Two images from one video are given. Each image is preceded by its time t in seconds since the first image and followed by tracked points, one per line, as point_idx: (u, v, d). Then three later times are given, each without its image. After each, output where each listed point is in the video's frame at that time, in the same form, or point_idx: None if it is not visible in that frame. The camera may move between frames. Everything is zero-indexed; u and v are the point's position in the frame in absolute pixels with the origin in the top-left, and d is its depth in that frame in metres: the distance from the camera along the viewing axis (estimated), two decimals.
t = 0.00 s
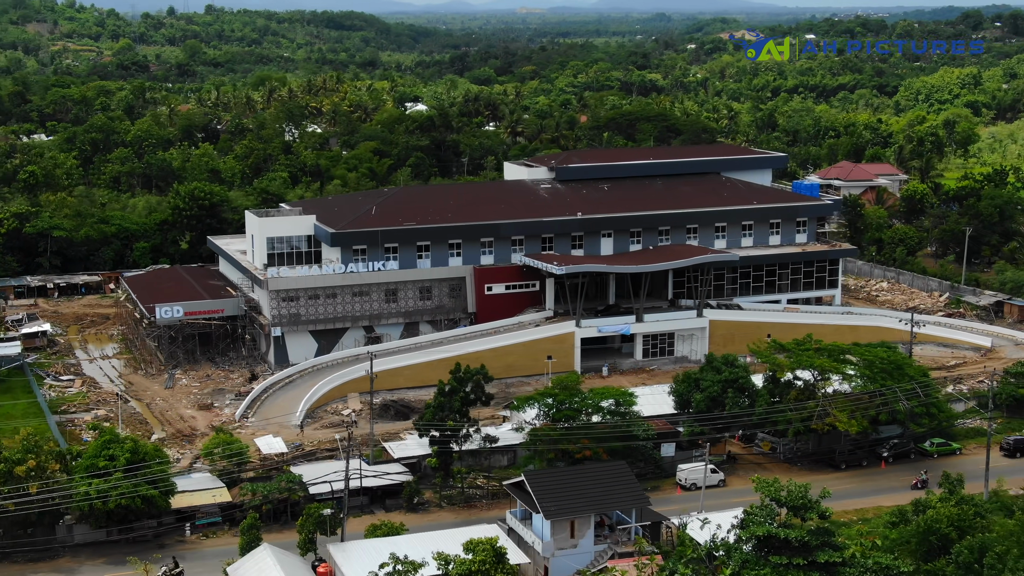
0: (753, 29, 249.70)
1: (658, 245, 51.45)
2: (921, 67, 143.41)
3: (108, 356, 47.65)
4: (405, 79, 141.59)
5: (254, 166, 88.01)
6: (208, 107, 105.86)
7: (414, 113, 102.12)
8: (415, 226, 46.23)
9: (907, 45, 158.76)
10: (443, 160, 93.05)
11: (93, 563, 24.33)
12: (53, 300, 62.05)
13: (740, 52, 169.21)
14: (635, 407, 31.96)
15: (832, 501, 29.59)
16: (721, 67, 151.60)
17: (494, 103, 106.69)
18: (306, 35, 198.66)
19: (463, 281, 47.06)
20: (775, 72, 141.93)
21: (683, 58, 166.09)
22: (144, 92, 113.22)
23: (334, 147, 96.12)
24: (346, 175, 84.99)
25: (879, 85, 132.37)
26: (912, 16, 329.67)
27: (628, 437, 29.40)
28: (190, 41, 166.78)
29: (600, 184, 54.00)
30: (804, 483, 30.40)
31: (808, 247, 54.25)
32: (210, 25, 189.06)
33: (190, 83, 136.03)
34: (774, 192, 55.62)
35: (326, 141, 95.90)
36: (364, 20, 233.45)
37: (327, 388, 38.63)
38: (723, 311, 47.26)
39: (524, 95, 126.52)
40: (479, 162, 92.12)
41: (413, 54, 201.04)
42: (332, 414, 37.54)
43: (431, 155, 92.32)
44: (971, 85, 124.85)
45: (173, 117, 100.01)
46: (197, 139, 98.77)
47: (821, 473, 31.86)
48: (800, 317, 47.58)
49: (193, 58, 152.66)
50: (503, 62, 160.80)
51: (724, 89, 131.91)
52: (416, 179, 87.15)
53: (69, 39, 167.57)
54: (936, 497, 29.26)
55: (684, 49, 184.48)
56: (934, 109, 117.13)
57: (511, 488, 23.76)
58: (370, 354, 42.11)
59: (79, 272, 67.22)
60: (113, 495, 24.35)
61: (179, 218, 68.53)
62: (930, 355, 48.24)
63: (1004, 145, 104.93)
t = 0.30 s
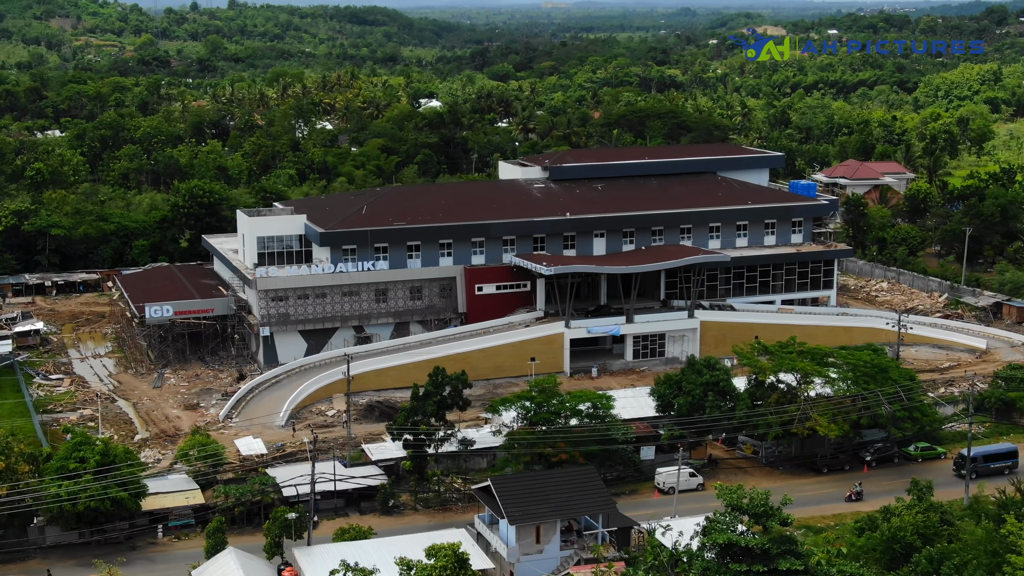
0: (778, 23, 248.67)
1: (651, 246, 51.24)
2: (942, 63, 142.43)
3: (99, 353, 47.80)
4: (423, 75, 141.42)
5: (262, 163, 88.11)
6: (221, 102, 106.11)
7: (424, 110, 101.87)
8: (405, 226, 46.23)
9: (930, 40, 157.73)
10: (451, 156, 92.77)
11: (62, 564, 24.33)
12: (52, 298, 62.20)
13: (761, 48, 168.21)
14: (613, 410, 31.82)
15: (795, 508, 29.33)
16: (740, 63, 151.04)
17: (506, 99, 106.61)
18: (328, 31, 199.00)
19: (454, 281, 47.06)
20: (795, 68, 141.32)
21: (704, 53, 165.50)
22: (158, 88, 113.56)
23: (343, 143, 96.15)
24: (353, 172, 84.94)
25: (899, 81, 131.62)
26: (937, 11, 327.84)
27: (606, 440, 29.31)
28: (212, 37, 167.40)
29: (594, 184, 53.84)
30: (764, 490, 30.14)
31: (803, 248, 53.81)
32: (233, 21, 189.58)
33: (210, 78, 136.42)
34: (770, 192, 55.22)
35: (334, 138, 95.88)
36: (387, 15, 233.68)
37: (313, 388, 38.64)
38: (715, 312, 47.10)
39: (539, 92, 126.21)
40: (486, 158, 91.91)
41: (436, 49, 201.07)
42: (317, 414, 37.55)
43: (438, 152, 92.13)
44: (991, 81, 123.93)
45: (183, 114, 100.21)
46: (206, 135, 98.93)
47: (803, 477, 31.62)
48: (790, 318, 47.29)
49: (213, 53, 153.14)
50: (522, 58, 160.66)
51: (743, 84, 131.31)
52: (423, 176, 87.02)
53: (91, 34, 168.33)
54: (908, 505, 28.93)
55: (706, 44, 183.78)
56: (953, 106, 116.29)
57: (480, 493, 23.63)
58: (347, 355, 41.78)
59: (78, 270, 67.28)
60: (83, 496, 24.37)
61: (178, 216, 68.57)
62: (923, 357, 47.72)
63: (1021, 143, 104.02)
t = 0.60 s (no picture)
0: (809, 18, 247.17)
1: (648, 246, 51.02)
2: (970, 59, 141.28)
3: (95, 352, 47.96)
4: (446, 71, 141.33)
5: (275, 160, 88.30)
6: (240, 98, 106.44)
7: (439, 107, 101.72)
8: (398, 226, 46.24)
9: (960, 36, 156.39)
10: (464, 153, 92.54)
11: (32, 565, 24.35)
12: (53, 296, 62.46)
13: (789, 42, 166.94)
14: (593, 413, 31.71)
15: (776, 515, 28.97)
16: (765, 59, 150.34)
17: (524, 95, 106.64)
18: (356, 26, 199.62)
19: (448, 281, 47.09)
20: (820, 64, 140.53)
21: (730, 47, 164.79)
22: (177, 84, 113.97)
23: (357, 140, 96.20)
24: (365, 170, 84.90)
25: (926, 77, 130.66)
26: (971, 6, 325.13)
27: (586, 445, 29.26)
28: (239, 32, 168.19)
29: (591, 184, 53.67)
30: (730, 498, 29.62)
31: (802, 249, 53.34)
32: (261, 15, 190.32)
33: (236, 74, 137.07)
34: (770, 192, 54.78)
35: (348, 134, 95.93)
36: (415, 10, 233.95)
37: (302, 389, 38.66)
38: (710, 313, 46.94)
39: (560, 88, 125.88)
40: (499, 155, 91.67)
41: (463, 44, 201.13)
42: (305, 416, 37.62)
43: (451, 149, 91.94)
44: (1018, 78, 122.78)
45: (198, 110, 100.50)
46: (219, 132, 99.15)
47: (786, 482, 31.39)
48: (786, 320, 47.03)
49: (240, 48, 153.87)
50: (547, 53, 160.47)
51: (768, 79, 130.56)
52: (435, 173, 86.88)
53: (120, 29, 169.37)
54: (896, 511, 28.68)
55: (733, 39, 182.88)
56: (977, 102, 115.23)
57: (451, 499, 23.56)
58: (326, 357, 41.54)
59: (81, 268, 67.41)
60: (55, 499, 24.52)
61: (182, 215, 68.70)
62: (922, 359, 47.31)
63: None
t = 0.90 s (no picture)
0: (854, 14, 244.83)
1: (660, 247, 50.73)
2: (1014, 56, 139.41)
3: (106, 350, 48.26)
4: (483, 67, 141.47)
5: (303, 158, 88.68)
6: (273, 95, 107.12)
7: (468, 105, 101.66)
8: (407, 227, 46.27)
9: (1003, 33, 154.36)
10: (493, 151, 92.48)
11: (22, 565, 24.51)
12: (72, 294, 63.07)
13: (829, 39, 165.17)
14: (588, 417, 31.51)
15: (769, 523, 28.71)
16: (804, 56, 149.27)
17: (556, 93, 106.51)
18: (397, 22, 200.45)
19: (457, 282, 47.06)
20: (859, 60, 139.30)
21: (770, 43, 163.64)
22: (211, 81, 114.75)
23: (385, 137, 96.43)
24: (391, 168, 84.97)
25: (967, 74, 129.07)
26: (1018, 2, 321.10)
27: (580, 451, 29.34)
28: (281, 28, 169.52)
29: (603, 184, 53.47)
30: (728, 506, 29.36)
31: (816, 250, 52.81)
32: (302, 12, 191.63)
33: (274, 70, 138.06)
34: (785, 193, 54.29)
35: (376, 132, 96.18)
36: (457, 6, 234.61)
37: (307, 390, 38.71)
38: (719, 315, 46.62)
39: (595, 85, 125.61)
40: (526, 153, 91.48)
41: (503, 40, 201.34)
42: (309, 417, 37.66)
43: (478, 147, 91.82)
44: None
45: (228, 108, 101.20)
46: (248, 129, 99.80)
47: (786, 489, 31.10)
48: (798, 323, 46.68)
49: (280, 45, 155.12)
50: (585, 49, 160.24)
51: (806, 77, 129.54)
52: (461, 172, 86.79)
53: (163, 25, 171.48)
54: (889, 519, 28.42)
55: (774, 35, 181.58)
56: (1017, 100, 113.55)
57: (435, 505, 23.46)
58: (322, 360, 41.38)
59: (99, 266, 67.92)
60: (46, 500, 24.65)
61: (200, 213, 69.16)
62: (935, 364, 46.75)
63: None
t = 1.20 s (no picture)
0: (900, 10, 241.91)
1: (671, 249, 50.41)
2: None
3: (117, 348, 48.62)
4: (520, 64, 141.47)
5: (330, 155, 88.92)
6: (306, 93, 107.61)
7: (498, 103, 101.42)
8: (416, 227, 46.27)
9: None
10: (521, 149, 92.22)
11: (10, 565, 24.68)
12: (88, 292, 63.55)
13: (871, 36, 163.27)
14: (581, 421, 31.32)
15: (763, 530, 28.42)
16: (844, 52, 147.90)
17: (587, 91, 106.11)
18: (438, 18, 201.16)
19: (465, 283, 47.00)
20: (900, 58, 137.76)
21: (809, 40, 162.18)
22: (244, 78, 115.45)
23: (413, 135, 96.49)
24: (416, 166, 84.88)
25: (1009, 71, 127.17)
26: None
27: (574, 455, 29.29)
28: (320, 24, 170.64)
29: (615, 185, 53.22)
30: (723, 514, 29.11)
31: (830, 253, 52.29)
32: (343, 7, 192.73)
33: (312, 66, 138.93)
34: (799, 195, 53.77)
35: (405, 128, 96.22)
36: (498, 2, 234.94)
37: (310, 391, 38.78)
38: (728, 318, 46.29)
39: (630, 82, 125.16)
40: (552, 151, 91.12)
41: (543, 36, 201.30)
42: (311, 417, 37.73)
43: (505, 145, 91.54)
44: None
45: (258, 104, 101.66)
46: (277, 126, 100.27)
47: (784, 496, 30.82)
48: (809, 326, 46.29)
49: (320, 41, 156.15)
50: (623, 45, 159.77)
51: (844, 74, 128.37)
52: (487, 169, 86.50)
53: (204, 21, 173.38)
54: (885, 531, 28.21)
55: (815, 30, 179.92)
56: None
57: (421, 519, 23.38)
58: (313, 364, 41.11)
59: (117, 263, 68.36)
60: (34, 501, 24.84)
61: (218, 212, 69.44)
62: (947, 368, 46.19)
63: None
